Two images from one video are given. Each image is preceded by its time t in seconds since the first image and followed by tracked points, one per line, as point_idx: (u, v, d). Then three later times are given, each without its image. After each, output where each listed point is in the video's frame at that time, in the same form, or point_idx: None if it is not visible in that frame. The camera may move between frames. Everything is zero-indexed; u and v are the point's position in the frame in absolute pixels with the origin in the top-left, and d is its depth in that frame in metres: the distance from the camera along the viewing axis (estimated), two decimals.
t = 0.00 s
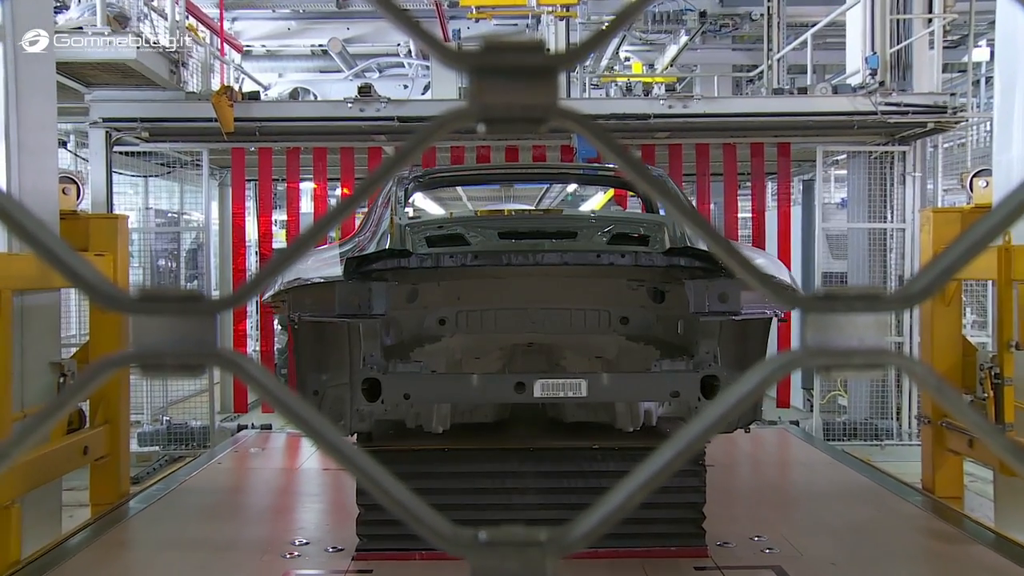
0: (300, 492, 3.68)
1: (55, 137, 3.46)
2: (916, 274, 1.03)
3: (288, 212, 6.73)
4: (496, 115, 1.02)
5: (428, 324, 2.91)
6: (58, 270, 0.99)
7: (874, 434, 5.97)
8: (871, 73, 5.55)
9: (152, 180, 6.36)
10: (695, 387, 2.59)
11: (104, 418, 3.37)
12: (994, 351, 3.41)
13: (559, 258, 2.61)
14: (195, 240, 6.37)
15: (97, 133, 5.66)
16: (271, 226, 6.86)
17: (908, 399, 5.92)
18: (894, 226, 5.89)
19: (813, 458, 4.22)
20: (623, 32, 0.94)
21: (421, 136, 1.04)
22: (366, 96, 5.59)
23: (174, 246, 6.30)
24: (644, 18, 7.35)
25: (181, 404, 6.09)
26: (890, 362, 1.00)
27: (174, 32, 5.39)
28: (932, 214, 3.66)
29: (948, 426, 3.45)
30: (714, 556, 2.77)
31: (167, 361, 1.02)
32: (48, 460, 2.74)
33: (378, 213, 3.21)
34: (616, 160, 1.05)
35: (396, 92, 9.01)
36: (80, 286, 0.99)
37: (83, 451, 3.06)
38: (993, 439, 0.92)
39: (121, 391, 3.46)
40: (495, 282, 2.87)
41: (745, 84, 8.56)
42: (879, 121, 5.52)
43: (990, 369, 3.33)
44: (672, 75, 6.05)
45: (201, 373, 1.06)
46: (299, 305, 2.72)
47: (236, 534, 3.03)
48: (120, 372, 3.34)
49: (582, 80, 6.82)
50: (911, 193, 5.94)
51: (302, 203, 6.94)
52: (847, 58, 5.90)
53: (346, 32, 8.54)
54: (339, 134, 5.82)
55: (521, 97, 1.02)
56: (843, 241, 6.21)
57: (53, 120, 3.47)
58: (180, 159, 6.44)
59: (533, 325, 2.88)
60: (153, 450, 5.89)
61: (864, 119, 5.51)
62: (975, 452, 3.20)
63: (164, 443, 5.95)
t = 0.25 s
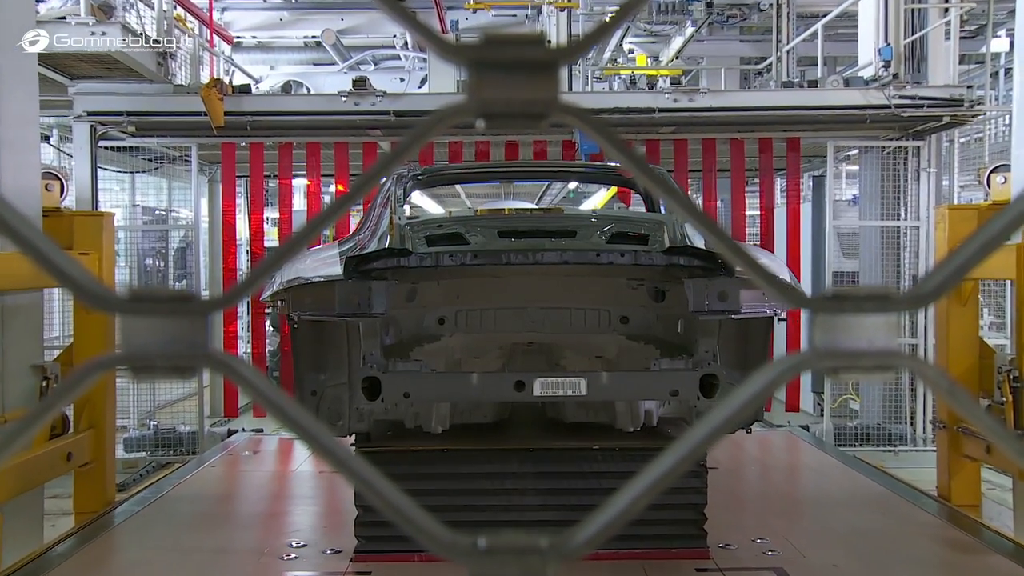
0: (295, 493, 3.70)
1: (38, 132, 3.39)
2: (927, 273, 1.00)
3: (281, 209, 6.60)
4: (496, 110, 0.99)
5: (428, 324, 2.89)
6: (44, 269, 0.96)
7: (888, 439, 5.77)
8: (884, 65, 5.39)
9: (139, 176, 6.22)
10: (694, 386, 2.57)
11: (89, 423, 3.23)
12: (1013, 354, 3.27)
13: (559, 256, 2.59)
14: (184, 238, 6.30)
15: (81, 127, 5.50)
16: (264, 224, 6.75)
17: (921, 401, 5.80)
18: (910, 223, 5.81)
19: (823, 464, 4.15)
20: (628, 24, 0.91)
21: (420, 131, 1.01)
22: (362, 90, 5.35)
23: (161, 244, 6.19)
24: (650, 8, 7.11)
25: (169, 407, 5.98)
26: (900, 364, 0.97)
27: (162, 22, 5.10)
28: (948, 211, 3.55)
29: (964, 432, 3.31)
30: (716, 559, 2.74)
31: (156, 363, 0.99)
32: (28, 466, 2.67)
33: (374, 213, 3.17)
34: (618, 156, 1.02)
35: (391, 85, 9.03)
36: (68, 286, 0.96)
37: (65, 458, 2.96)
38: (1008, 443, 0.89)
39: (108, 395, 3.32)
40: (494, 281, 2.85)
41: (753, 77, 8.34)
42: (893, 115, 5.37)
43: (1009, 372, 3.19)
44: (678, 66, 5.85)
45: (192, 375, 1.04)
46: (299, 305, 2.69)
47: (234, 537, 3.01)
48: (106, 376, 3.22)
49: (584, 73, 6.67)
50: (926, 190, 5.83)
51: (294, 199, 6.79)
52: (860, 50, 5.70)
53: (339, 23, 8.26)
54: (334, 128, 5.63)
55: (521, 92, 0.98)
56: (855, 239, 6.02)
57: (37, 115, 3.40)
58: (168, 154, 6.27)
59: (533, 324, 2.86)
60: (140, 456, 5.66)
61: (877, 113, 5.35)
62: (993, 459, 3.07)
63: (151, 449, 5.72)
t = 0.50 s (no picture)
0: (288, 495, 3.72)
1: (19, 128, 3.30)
2: (939, 272, 0.97)
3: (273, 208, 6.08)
4: (495, 105, 0.96)
5: (427, 323, 2.84)
6: (31, 268, 0.93)
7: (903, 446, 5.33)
8: (897, 56, 4.94)
9: (125, 172, 5.76)
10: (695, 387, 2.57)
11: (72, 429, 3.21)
12: None
13: (559, 255, 2.57)
14: (173, 236, 5.80)
15: (64, 120, 5.00)
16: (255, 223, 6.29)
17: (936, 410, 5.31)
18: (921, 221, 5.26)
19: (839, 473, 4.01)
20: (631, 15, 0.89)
21: (417, 126, 0.98)
22: (356, 83, 5.00)
23: (149, 243, 5.67)
24: None
25: (156, 412, 5.61)
26: (910, 366, 0.94)
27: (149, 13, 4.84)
28: (965, 208, 3.51)
29: (982, 437, 3.29)
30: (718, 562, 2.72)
31: (146, 365, 0.96)
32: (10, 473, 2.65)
33: (370, 216, 3.13)
34: (621, 152, 1.00)
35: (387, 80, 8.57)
36: (56, 285, 0.93)
37: (48, 464, 2.94)
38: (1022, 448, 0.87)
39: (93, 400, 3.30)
40: (493, 280, 2.79)
41: (762, 69, 8.06)
42: (904, 109, 4.91)
43: None
44: (682, 59, 5.54)
45: (183, 376, 1.01)
46: (297, 304, 2.67)
47: (231, 542, 3.00)
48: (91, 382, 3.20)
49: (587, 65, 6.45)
50: (940, 186, 5.27)
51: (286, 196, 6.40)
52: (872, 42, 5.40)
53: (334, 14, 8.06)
54: (325, 123, 5.16)
55: (520, 86, 0.95)
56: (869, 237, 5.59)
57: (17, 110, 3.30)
58: (156, 149, 5.83)
59: (533, 324, 2.82)
60: (126, 463, 5.29)
61: (889, 107, 4.91)
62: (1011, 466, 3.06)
63: (138, 455, 5.38)
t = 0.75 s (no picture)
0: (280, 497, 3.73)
1: None
2: (952, 272, 0.95)
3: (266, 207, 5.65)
4: (495, 101, 0.93)
5: (425, 322, 2.80)
6: (18, 267, 0.90)
7: (917, 451, 5.11)
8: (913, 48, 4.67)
9: (110, 167, 5.45)
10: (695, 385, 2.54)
11: (56, 434, 3.14)
12: None
13: (558, 254, 2.53)
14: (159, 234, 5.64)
15: (47, 114, 4.66)
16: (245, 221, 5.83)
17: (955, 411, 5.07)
18: (939, 220, 5.05)
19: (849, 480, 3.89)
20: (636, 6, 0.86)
21: (415, 122, 0.96)
22: (351, 75, 4.55)
23: (136, 241, 5.45)
24: None
25: (143, 416, 5.41)
26: (922, 369, 0.92)
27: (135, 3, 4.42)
28: (982, 205, 3.40)
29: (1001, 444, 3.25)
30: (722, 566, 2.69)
31: (137, 368, 0.93)
32: None
33: (367, 217, 3.08)
34: (624, 148, 0.97)
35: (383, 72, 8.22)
36: (43, 285, 0.90)
37: (29, 473, 2.88)
38: None
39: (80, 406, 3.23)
40: (492, 280, 2.75)
41: (771, 61, 7.77)
42: (921, 104, 4.56)
43: None
44: (689, 51, 5.19)
45: (173, 379, 0.98)
46: (296, 303, 2.64)
47: (223, 552, 2.93)
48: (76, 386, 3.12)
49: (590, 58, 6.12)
50: (958, 182, 5.06)
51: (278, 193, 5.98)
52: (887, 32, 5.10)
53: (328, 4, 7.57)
54: (318, 118, 4.83)
55: (521, 82, 0.93)
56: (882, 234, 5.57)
57: None
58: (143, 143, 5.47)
59: (533, 323, 2.79)
60: (112, 469, 5.09)
61: (903, 101, 4.54)
62: None
63: (124, 461, 5.13)
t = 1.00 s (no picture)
0: (273, 501, 3.69)
1: None
2: (965, 271, 0.92)
3: (253, 202, 5.24)
4: (494, 96, 0.91)
5: (425, 322, 2.78)
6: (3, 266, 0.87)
7: (932, 458, 4.72)
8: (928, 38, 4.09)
9: (95, 162, 5.05)
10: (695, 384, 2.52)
11: (38, 440, 3.17)
12: None
13: (558, 254, 2.52)
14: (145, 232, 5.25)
15: (26, 106, 4.12)
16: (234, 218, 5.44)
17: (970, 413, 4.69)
18: (955, 217, 4.62)
19: (859, 485, 3.79)
20: None
21: (413, 117, 0.93)
22: (344, 68, 4.18)
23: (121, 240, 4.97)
24: None
25: (128, 420, 4.93)
26: (934, 372, 0.89)
27: None
28: (1001, 202, 3.27)
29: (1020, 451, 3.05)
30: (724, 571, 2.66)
31: (127, 370, 0.91)
32: None
33: (366, 216, 3.04)
34: (628, 145, 0.94)
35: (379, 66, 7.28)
36: (29, 284, 0.88)
37: (10, 478, 2.90)
38: None
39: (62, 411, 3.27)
40: (492, 280, 2.73)
41: (782, 52, 7.51)
42: (937, 97, 4.13)
43: None
44: (699, 42, 4.83)
45: (165, 382, 0.95)
46: (295, 302, 2.61)
47: (215, 561, 2.86)
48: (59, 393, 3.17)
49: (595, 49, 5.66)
50: (977, 176, 4.63)
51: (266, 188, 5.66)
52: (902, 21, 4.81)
53: None
54: (310, 111, 4.40)
55: (521, 77, 0.90)
56: (896, 233, 5.12)
57: None
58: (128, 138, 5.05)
59: (533, 323, 2.77)
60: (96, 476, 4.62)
61: (919, 95, 4.12)
62: None
63: (109, 468, 4.70)
